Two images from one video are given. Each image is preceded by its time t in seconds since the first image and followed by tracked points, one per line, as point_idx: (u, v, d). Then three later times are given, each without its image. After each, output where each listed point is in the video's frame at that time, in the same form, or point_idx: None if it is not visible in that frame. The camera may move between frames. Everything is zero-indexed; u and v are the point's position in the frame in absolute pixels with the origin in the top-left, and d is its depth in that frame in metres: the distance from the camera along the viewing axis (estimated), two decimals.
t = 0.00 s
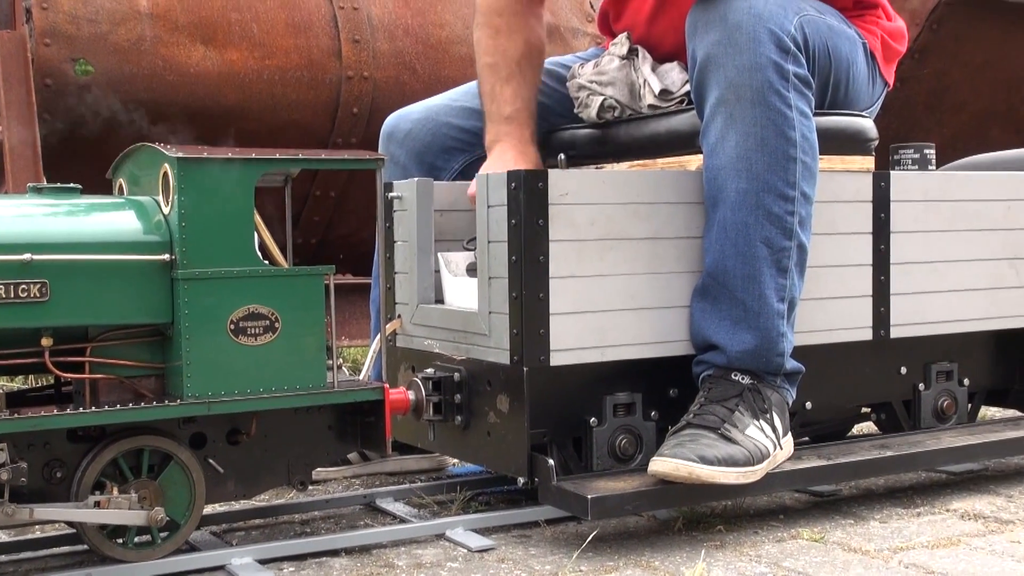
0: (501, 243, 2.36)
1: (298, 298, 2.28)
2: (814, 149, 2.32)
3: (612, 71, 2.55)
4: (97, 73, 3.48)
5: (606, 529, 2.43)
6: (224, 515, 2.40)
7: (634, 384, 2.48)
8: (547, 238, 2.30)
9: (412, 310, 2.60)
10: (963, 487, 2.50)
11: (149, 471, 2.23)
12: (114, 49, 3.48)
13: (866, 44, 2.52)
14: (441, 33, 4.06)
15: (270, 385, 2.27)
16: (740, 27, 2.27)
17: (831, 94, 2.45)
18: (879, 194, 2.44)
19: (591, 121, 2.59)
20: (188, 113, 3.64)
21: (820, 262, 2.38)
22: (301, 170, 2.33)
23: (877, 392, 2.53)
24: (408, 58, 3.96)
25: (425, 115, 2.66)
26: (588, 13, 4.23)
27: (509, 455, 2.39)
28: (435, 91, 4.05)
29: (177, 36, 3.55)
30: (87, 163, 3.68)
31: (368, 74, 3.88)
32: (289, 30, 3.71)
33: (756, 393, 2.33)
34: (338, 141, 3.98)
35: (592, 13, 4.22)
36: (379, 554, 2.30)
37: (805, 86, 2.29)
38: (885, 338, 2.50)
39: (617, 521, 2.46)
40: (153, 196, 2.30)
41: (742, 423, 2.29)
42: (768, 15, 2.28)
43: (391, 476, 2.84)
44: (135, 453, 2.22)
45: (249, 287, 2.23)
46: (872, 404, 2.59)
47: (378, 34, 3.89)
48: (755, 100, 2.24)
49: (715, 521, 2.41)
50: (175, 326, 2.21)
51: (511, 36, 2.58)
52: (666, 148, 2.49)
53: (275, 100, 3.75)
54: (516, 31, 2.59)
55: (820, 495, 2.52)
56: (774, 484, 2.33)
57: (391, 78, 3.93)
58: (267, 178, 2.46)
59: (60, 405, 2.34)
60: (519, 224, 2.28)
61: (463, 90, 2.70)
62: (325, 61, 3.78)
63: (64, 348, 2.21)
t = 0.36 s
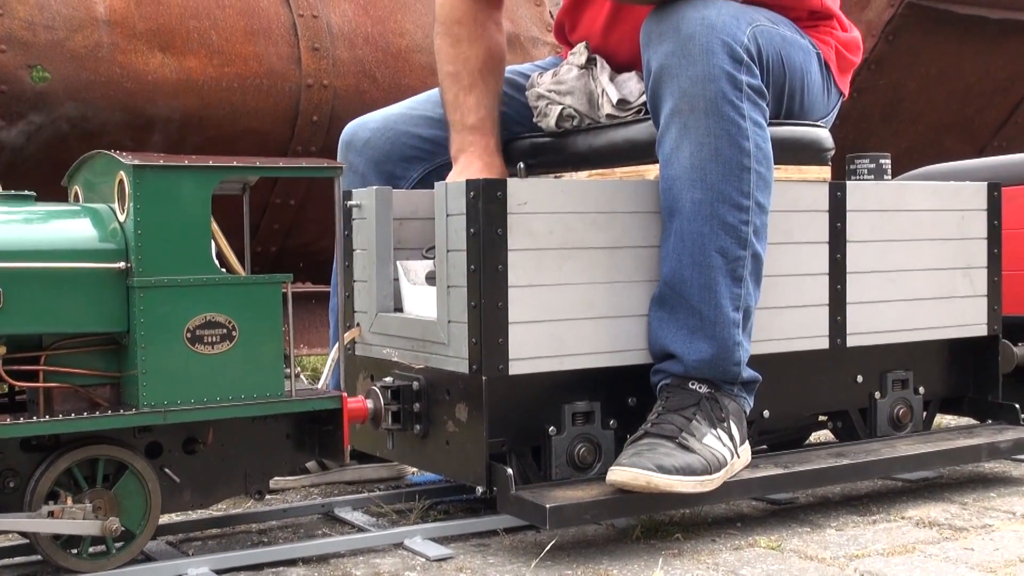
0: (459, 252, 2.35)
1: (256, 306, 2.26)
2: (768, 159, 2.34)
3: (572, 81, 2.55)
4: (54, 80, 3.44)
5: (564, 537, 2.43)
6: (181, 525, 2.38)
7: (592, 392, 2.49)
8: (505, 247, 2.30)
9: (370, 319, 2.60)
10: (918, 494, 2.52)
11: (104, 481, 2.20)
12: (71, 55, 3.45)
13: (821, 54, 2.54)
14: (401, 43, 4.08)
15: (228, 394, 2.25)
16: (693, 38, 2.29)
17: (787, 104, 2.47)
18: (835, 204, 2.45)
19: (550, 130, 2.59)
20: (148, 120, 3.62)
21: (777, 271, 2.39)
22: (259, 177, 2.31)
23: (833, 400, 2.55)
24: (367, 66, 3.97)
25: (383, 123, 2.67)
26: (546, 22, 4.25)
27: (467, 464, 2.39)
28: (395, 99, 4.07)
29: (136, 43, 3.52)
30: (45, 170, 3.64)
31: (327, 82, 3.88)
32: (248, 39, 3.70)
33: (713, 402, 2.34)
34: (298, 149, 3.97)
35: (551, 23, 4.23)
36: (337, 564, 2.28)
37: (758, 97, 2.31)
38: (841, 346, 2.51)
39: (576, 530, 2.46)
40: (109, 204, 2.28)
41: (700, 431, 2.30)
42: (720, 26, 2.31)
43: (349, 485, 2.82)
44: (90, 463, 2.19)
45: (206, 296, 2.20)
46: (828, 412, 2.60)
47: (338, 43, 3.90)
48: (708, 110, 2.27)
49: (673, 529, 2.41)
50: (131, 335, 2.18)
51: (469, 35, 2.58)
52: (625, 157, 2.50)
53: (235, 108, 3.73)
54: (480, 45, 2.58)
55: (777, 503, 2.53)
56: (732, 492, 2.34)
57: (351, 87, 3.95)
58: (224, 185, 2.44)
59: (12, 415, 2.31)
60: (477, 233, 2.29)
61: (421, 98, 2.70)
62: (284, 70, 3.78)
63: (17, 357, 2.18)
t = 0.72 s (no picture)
0: (419, 262, 2.35)
1: (213, 315, 2.24)
2: (727, 171, 2.36)
3: (532, 91, 2.56)
4: (12, 84, 3.42)
5: (523, 548, 2.43)
6: (137, 535, 2.36)
7: (552, 401, 2.49)
8: (465, 257, 2.30)
9: (330, 327, 2.59)
10: (875, 503, 2.53)
11: (59, 491, 2.18)
12: (29, 60, 3.43)
13: (779, 66, 2.56)
14: (363, 50, 4.07)
15: (184, 403, 2.22)
16: (654, 49, 2.30)
17: (745, 116, 2.48)
18: (793, 215, 2.47)
19: (511, 140, 2.60)
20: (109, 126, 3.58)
21: (736, 281, 2.40)
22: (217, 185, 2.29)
23: (791, 410, 2.56)
24: (330, 73, 3.97)
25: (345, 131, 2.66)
26: (510, 30, 4.26)
27: (426, 474, 2.39)
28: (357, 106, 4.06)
29: (95, 48, 3.50)
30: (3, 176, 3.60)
31: (289, 89, 3.87)
32: (209, 45, 3.68)
33: (671, 412, 2.35)
34: (259, 156, 3.96)
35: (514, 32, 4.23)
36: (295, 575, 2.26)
37: (718, 108, 2.33)
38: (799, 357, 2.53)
39: (535, 540, 2.46)
40: (65, 211, 2.25)
41: (658, 441, 2.31)
42: (681, 38, 2.32)
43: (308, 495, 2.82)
44: (44, 473, 2.17)
45: (163, 305, 2.18)
46: (786, 422, 2.62)
47: (300, 50, 3.89)
48: (668, 121, 2.27)
49: (631, 539, 2.41)
50: (86, 344, 2.15)
51: (435, 58, 2.57)
52: (586, 167, 2.50)
53: (196, 115, 3.70)
54: (447, 58, 2.57)
55: (735, 512, 2.54)
56: (690, 502, 2.34)
57: (313, 94, 3.94)
58: (182, 194, 2.43)
59: None
60: (438, 243, 2.28)
61: (382, 108, 2.70)
62: (245, 76, 3.76)
63: None
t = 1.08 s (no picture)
0: (370, 268, 2.35)
1: (163, 322, 2.18)
2: (678, 181, 2.37)
3: (486, 99, 2.56)
4: None
5: (471, 555, 2.44)
6: (83, 542, 2.34)
7: (502, 409, 2.50)
8: (416, 264, 2.30)
9: (280, 334, 2.59)
10: (821, 510, 2.55)
11: (2, 497, 2.14)
12: None
13: (730, 78, 2.58)
14: (318, 56, 4.08)
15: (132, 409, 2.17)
16: (606, 60, 2.31)
17: (696, 126, 2.50)
18: (743, 226, 2.49)
19: (464, 148, 2.60)
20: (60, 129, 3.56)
21: (685, 291, 2.42)
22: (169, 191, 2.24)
23: (740, 419, 2.58)
24: (284, 78, 3.97)
25: (298, 137, 2.66)
26: (466, 38, 4.27)
27: (375, 481, 2.39)
28: (311, 111, 4.06)
29: (47, 50, 3.46)
30: None
31: (243, 94, 3.87)
32: (163, 49, 3.66)
33: (620, 420, 2.35)
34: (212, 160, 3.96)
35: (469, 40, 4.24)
36: None
37: (669, 119, 2.34)
38: (748, 365, 2.55)
39: (483, 547, 2.46)
40: (13, 214, 2.16)
41: (607, 449, 2.31)
42: (633, 49, 2.33)
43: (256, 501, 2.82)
44: None
45: (112, 310, 2.12)
46: (734, 430, 2.64)
47: (255, 55, 3.89)
48: (620, 131, 2.29)
49: (579, 547, 2.42)
50: (32, 349, 2.08)
51: (386, 66, 2.57)
52: (538, 176, 2.52)
53: (149, 119, 3.69)
54: (397, 66, 2.58)
55: (683, 520, 2.55)
56: (638, 510, 2.35)
57: (267, 100, 3.94)
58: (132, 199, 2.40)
59: None
60: (389, 250, 2.28)
61: (336, 114, 2.71)
62: (199, 80, 3.75)
63: None
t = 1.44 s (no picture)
0: (317, 272, 2.34)
1: (108, 325, 2.11)
2: (624, 187, 2.39)
3: (434, 104, 2.57)
4: None
5: (417, 560, 2.44)
6: (22, 548, 2.30)
7: (448, 414, 2.50)
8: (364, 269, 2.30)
9: (226, 337, 2.57)
10: (765, 515, 2.57)
11: None
12: None
13: (677, 86, 2.61)
14: (267, 58, 4.05)
15: (74, 414, 2.09)
16: (552, 66, 2.33)
17: (643, 134, 2.52)
18: (689, 233, 2.51)
19: (412, 152, 2.60)
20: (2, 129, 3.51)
21: (631, 296, 2.43)
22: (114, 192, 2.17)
23: (685, 424, 2.60)
24: (232, 80, 3.94)
25: (245, 140, 2.66)
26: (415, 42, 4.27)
27: (320, 485, 2.38)
28: (259, 114, 4.05)
29: None
30: None
31: (190, 95, 3.84)
32: (108, 50, 3.63)
33: (566, 425, 2.36)
34: (158, 163, 3.95)
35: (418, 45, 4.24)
36: None
37: (615, 125, 2.36)
38: (693, 371, 2.57)
39: (428, 552, 2.46)
40: None
41: (553, 454, 2.31)
42: (579, 56, 2.35)
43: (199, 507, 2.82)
44: None
45: (54, 312, 2.04)
46: (680, 436, 2.66)
47: (202, 58, 3.86)
48: (566, 137, 2.30)
49: (524, 552, 2.42)
50: None
51: (334, 71, 2.57)
52: (486, 181, 2.53)
53: (93, 119, 3.66)
54: (345, 74, 2.58)
55: (628, 525, 2.56)
56: (584, 515, 2.36)
57: (214, 102, 3.92)
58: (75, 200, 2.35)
59: None
60: (336, 254, 2.27)
61: (284, 117, 2.71)
62: (145, 82, 3.73)
63: None
